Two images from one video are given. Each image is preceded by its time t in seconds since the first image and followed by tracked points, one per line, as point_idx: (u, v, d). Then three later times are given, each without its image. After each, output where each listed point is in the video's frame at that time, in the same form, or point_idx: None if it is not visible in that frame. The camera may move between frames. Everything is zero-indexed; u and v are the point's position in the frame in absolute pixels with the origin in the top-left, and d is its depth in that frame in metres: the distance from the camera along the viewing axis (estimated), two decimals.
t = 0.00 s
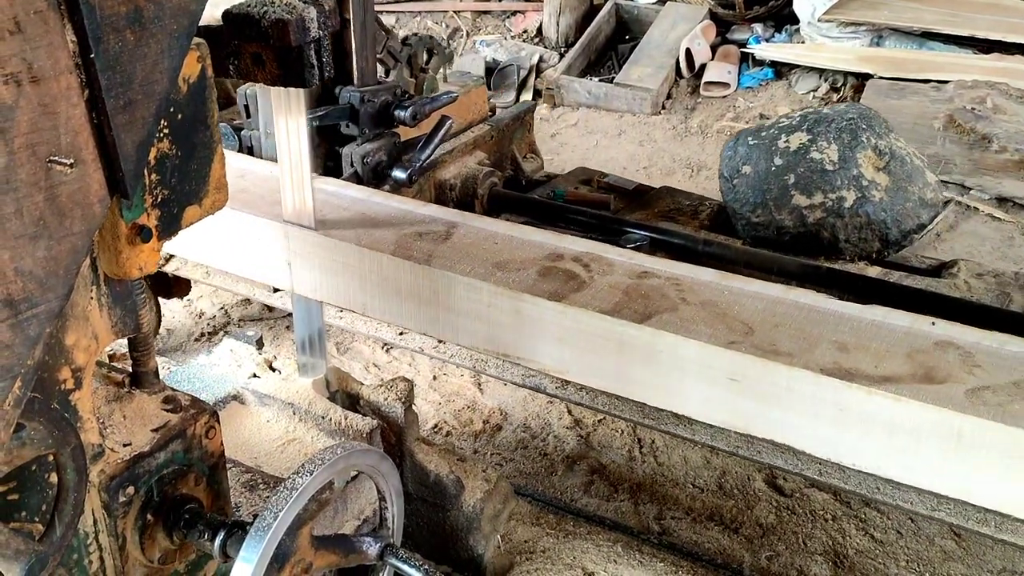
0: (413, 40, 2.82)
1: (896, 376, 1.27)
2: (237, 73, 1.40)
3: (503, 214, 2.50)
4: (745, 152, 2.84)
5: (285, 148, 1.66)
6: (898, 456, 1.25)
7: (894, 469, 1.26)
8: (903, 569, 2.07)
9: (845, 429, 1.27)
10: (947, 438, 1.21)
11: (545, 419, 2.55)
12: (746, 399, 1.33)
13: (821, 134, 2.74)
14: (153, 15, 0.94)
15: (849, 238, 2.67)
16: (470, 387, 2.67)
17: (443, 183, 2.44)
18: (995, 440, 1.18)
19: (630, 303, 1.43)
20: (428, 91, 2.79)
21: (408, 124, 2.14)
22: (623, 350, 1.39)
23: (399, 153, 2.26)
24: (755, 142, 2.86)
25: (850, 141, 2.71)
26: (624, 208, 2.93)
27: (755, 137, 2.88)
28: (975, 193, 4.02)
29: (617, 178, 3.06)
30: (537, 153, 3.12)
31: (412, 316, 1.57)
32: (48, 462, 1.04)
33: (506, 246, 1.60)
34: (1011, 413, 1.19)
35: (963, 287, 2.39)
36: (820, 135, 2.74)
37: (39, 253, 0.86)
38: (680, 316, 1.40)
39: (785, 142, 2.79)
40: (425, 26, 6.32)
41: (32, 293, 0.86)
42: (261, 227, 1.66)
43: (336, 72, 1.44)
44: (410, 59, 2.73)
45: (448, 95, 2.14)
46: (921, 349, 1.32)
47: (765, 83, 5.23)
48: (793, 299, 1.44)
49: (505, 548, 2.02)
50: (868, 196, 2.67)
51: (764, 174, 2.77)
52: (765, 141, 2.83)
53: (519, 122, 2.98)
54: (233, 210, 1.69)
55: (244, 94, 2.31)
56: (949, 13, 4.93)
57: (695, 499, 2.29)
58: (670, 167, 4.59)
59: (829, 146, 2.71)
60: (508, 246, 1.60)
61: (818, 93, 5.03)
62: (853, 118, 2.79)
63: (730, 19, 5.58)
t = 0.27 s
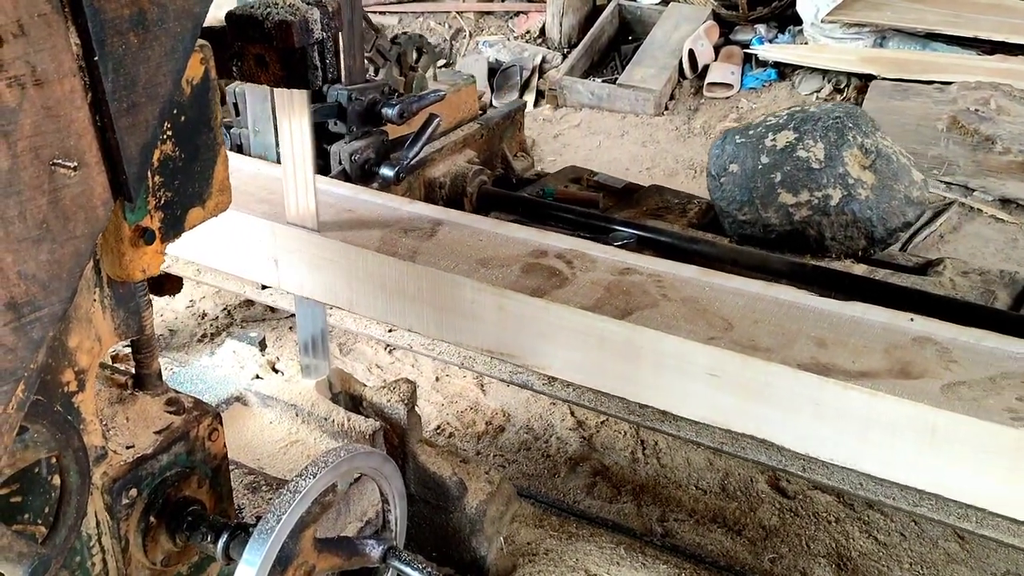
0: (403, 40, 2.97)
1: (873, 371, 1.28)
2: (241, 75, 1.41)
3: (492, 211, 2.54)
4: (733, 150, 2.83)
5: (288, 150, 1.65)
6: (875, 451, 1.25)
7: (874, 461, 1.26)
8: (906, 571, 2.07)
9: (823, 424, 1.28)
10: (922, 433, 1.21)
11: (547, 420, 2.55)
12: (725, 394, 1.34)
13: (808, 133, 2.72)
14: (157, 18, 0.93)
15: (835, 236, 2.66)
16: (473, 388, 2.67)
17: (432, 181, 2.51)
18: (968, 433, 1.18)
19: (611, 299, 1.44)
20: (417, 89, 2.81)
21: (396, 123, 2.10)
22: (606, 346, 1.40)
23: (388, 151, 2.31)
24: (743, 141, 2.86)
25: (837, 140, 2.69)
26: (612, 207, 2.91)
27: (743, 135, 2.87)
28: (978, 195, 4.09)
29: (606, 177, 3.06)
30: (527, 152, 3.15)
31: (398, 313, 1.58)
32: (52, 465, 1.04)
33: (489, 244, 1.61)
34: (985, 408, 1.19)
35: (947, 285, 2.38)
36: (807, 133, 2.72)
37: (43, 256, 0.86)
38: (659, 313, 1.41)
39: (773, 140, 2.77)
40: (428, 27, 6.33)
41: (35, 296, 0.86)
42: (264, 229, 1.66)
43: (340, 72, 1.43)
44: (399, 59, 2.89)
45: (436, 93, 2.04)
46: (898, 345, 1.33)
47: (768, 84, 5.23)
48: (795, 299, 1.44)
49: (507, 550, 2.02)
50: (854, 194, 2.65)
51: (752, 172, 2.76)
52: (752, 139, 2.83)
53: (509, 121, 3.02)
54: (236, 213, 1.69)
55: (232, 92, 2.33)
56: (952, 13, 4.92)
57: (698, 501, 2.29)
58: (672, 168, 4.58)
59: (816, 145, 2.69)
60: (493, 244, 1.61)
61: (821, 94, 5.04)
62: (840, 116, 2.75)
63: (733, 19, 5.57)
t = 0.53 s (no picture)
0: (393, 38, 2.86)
1: (849, 366, 1.29)
2: (244, 75, 1.41)
3: (482, 208, 2.53)
4: (719, 147, 2.72)
5: (292, 151, 1.65)
6: (852, 444, 1.26)
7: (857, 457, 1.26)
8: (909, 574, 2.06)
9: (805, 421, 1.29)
10: (898, 428, 1.22)
11: (550, 422, 2.55)
12: (715, 393, 1.34)
13: (794, 130, 2.63)
14: (161, 20, 0.93)
15: (821, 234, 2.56)
16: (476, 389, 2.67)
17: (422, 178, 2.50)
18: (943, 427, 1.19)
19: (593, 295, 1.46)
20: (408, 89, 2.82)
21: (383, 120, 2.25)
22: (588, 343, 1.41)
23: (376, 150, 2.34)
24: (729, 138, 2.74)
25: (823, 137, 2.59)
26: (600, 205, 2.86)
27: (730, 132, 2.76)
28: (982, 195, 4.13)
29: (595, 175, 3.05)
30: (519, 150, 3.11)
31: (387, 309, 1.59)
32: (55, 467, 1.04)
33: (474, 241, 1.63)
34: (959, 403, 1.21)
35: (933, 282, 2.39)
36: (794, 131, 2.62)
37: (47, 259, 0.85)
38: (641, 308, 1.42)
39: (759, 138, 2.67)
40: (431, 27, 6.33)
41: (39, 299, 0.86)
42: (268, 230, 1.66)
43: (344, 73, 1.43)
44: (388, 57, 2.83)
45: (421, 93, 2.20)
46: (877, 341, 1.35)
47: (771, 84, 5.23)
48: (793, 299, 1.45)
49: (510, 552, 2.01)
50: (841, 191, 2.55)
51: (737, 170, 2.65)
52: (738, 136, 2.71)
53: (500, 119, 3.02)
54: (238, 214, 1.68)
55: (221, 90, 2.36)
56: (956, 14, 4.90)
57: (701, 503, 2.28)
58: (675, 169, 4.58)
59: (802, 142, 2.59)
60: (476, 240, 1.64)
61: (825, 95, 5.05)
62: (827, 113, 2.65)
63: (736, 20, 5.56)
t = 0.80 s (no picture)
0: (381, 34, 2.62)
1: (827, 360, 1.31)
2: (245, 76, 1.40)
3: (471, 206, 2.55)
4: (706, 145, 2.78)
5: (294, 151, 1.65)
6: (830, 437, 1.29)
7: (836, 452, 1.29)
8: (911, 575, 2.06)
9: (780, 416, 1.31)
10: (875, 421, 1.25)
11: (552, 423, 2.55)
12: (709, 393, 1.35)
13: (780, 128, 2.68)
14: (162, 20, 0.93)
15: (807, 231, 2.64)
16: (478, 390, 2.67)
17: (411, 176, 2.50)
18: (919, 420, 1.22)
19: (574, 290, 1.48)
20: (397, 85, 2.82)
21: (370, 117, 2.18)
22: (570, 338, 1.43)
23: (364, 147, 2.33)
24: (716, 135, 2.80)
25: (809, 135, 2.65)
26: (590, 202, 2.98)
27: (717, 130, 2.81)
28: (984, 196, 4.11)
29: (583, 173, 3.15)
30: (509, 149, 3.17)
31: (375, 305, 1.62)
32: (56, 468, 1.04)
33: (463, 236, 1.66)
34: (934, 397, 1.23)
35: (916, 278, 2.51)
36: (780, 129, 2.68)
37: (48, 260, 0.85)
38: (623, 303, 1.45)
39: (746, 136, 2.73)
40: (433, 28, 6.33)
41: (40, 300, 0.85)
42: (271, 230, 1.66)
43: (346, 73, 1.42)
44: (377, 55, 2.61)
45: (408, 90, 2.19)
46: (857, 336, 1.37)
47: (773, 84, 5.23)
48: (774, 293, 1.47)
49: (512, 552, 2.01)
50: (826, 189, 2.61)
51: (724, 168, 2.72)
52: (726, 134, 2.77)
53: (489, 117, 3.03)
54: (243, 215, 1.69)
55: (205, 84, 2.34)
56: (959, 14, 4.89)
57: (703, 503, 2.28)
58: (677, 169, 4.58)
59: (789, 140, 2.65)
60: (460, 235, 1.66)
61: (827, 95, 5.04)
62: (813, 111, 2.71)
63: (739, 20, 5.56)
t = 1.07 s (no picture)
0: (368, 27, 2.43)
1: (804, 354, 1.31)
2: (246, 76, 1.40)
3: (460, 203, 2.54)
4: (694, 142, 2.81)
5: (294, 149, 1.65)
6: (806, 432, 1.28)
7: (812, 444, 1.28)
8: None
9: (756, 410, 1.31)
10: (852, 414, 1.24)
11: (553, 423, 2.54)
12: (702, 390, 1.34)
13: (767, 125, 2.71)
14: (163, 20, 0.93)
15: (793, 227, 2.66)
16: (479, 391, 2.66)
17: (400, 173, 2.49)
18: (895, 414, 1.21)
19: (556, 285, 1.48)
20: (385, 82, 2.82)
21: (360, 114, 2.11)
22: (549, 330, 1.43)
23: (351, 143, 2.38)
24: (704, 133, 2.83)
25: (795, 132, 2.68)
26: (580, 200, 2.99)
27: (705, 128, 2.84)
28: (986, 197, 4.11)
29: (574, 169, 3.12)
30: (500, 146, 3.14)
31: (362, 301, 1.62)
32: (56, 468, 1.04)
33: (449, 231, 1.66)
34: (910, 391, 1.23)
35: (902, 275, 2.41)
36: (766, 126, 2.71)
37: (48, 260, 0.85)
38: (603, 299, 1.45)
39: (733, 133, 2.76)
40: (434, 28, 6.32)
41: (40, 300, 0.85)
42: (269, 230, 1.65)
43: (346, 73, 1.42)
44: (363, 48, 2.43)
45: (396, 86, 2.13)
46: (834, 330, 1.38)
47: (775, 85, 5.23)
48: (752, 289, 1.48)
49: (513, 553, 2.01)
50: (811, 186, 2.64)
51: (711, 165, 2.75)
52: (713, 131, 2.80)
53: (479, 114, 3.03)
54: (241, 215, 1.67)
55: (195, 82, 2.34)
56: (961, 15, 4.87)
57: (704, 504, 2.27)
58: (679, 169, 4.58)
59: (775, 137, 2.68)
60: (442, 231, 1.66)
61: (829, 95, 5.04)
62: (799, 109, 2.74)
63: (741, 20, 5.55)
